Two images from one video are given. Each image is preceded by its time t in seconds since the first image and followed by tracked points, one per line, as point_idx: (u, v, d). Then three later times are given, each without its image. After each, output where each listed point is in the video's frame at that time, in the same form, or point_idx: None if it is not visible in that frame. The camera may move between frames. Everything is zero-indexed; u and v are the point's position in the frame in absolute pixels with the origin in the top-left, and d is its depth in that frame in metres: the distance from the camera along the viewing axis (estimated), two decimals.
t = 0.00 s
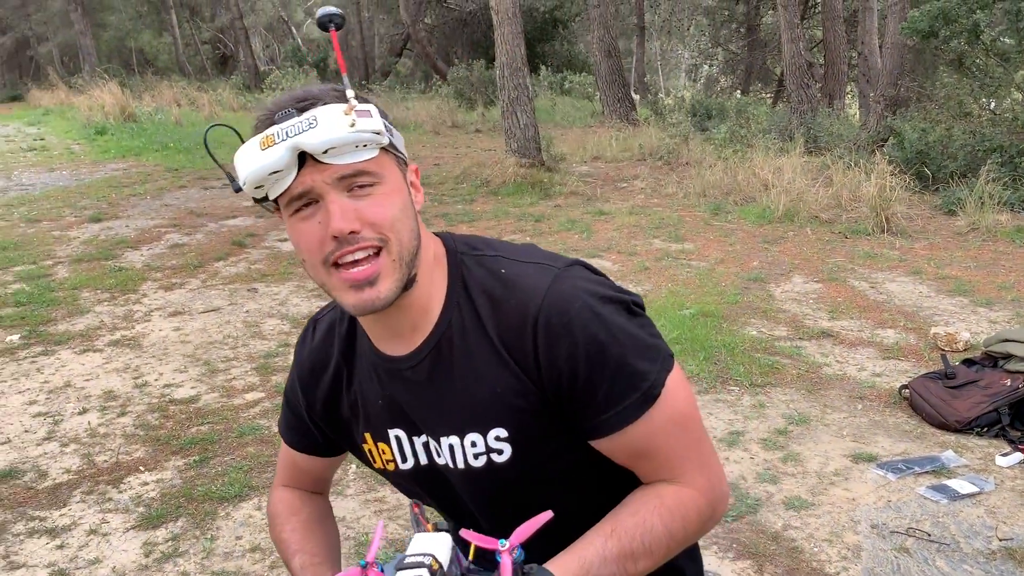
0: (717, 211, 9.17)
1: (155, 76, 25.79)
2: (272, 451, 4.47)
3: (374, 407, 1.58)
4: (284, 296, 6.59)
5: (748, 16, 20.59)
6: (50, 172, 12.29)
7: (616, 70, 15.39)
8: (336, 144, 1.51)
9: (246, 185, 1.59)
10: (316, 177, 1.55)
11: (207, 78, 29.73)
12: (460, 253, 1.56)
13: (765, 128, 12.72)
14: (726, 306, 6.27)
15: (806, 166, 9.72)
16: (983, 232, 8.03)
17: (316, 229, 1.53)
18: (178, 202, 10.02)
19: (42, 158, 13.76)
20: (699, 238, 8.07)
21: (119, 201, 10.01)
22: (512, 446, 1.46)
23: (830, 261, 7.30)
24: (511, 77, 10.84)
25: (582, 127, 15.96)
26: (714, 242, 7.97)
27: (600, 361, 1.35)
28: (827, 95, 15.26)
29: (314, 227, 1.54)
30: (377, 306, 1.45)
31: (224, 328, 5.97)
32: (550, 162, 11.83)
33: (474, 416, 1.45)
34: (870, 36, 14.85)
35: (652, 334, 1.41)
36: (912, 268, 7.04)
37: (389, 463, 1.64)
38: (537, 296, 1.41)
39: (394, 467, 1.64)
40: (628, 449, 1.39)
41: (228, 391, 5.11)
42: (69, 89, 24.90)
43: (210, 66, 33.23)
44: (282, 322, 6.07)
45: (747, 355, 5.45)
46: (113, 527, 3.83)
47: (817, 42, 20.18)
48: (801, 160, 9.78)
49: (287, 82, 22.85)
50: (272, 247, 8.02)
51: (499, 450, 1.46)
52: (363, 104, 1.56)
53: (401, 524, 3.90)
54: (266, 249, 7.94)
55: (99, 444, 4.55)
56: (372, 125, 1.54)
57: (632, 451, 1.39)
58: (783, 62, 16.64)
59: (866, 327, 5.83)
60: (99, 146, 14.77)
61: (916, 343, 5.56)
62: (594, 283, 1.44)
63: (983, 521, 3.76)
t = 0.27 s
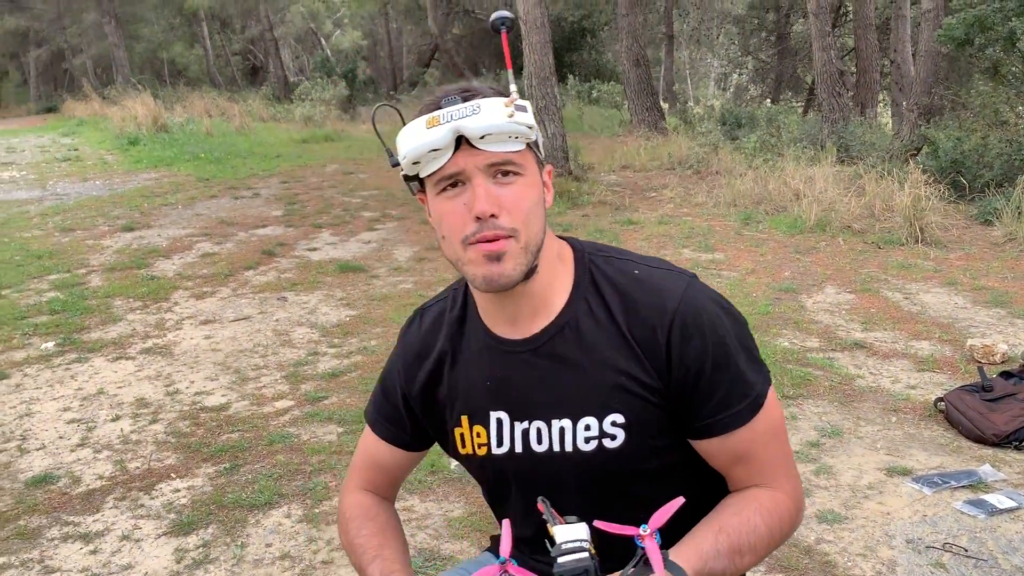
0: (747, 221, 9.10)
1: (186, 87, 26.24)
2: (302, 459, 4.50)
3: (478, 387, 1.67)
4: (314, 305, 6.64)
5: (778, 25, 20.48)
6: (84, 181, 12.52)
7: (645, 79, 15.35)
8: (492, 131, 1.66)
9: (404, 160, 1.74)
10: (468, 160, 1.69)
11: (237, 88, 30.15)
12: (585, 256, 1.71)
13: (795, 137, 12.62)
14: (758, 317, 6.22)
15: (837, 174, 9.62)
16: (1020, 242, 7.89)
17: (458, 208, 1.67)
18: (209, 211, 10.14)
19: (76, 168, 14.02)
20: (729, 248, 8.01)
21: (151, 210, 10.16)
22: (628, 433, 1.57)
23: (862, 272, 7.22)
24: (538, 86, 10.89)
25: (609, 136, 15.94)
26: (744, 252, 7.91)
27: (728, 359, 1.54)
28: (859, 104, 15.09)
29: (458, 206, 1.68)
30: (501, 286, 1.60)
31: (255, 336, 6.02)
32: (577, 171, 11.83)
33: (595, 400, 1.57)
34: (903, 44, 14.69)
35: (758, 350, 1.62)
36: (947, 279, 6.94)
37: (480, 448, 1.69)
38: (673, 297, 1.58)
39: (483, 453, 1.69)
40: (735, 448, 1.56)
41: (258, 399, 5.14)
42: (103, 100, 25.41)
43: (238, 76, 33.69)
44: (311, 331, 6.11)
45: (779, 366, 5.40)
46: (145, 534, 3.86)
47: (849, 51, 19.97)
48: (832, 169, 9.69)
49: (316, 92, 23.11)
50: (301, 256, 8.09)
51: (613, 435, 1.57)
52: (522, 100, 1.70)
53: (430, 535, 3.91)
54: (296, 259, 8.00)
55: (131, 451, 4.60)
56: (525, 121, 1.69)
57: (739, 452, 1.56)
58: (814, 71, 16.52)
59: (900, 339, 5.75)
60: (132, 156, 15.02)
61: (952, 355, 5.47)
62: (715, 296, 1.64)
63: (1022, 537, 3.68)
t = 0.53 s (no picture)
0: (761, 228, 9.07)
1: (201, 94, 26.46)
2: (314, 465, 4.50)
3: (558, 359, 1.87)
4: (327, 311, 6.66)
5: (792, 32, 20.46)
6: (100, 188, 12.64)
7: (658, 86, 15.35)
8: (614, 105, 1.87)
9: (525, 124, 1.95)
10: (587, 134, 1.90)
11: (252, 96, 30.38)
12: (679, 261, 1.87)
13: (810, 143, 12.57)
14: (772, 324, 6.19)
15: (852, 182, 9.57)
16: None
17: (572, 176, 1.88)
18: (224, 218, 10.21)
19: (93, 174, 14.16)
20: (743, 255, 7.98)
21: (167, 217, 10.25)
22: (702, 425, 1.71)
23: (877, 280, 7.17)
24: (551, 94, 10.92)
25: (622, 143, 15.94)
26: (758, 259, 7.88)
27: (812, 372, 1.68)
28: (874, 111, 15.02)
29: (571, 174, 1.89)
30: (602, 254, 1.81)
31: (269, 342, 6.04)
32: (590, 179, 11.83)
33: (675, 388, 1.73)
34: (918, 51, 14.62)
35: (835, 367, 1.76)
36: (963, 287, 6.88)
37: (547, 420, 1.86)
38: (766, 308, 1.72)
39: (548, 427, 1.86)
40: (811, 459, 1.72)
41: (272, 405, 5.16)
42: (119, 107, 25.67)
43: (252, 84, 33.96)
44: (325, 337, 6.14)
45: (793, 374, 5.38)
46: (158, 538, 3.88)
47: (864, 58, 19.89)
48: (847, 176, 9.64)
49: (330, 100, 23.27)
50: (315, 263, 8.13)
51: (685, 424, 1.72)
52: (644, 82, 1.91)
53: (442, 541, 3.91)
54: (309, 265, 8.04)
55: (145, 456, 4.62)
56: (644, 103, 1.89)
57: (815, 463, 1.72)
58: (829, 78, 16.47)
59: (915, 347, 5.71)
60: (148, 163, 15.16)
61: (968, 364, 5.43)
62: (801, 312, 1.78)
63: None
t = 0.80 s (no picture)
0: (757, 232, 9.09)
1: (198, 97, 26.47)
2: (309, 469, 4.49)
3: (576, 362, 1.89)
4: (323, 314, 6.66)
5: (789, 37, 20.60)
6: (96, 190, 12.63)
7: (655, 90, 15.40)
8: (655, 118, 1.83)
9: (565, 128, 1.95)
10: (626, 143, 1.88)
11: (249, 99, 30.41)
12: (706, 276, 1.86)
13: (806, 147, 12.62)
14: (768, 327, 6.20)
15: (847, 187, 9.61)
16: None
17: (606, 184, 1.89)
18: (220, 221, 10.20)
19: (90, 177, 14.14)
20: (738, 258, 8.00)
21: (164, 219, 10.24)
22: (714, 447, 1.72)
23: (873, 283, 7.19)
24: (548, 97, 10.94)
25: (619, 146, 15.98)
26: (754, 263, 7.89)
27: (824, 408, 1.66)
28: (870, 115, 15.08)
29: (606, 182, 1.89)
30: (631, 266, 1.82)
31: (265, 344, 6.03)
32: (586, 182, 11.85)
33: (690, 406, 1.74)
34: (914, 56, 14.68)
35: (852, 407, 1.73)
36: (958, 291, 6.90)
37: (559, 422, 1.89)
38: (789, 336, 1.70)
39: (560, 428, 1.88)
40: (811, 496, 1.70)
41: (267, 407, 5.15)
42: (116, 110, 25.66)
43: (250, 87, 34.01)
44: (321, 340, 6.13)
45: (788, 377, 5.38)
46: (153, 541, 3.86)
47: (859, 63, 19.99)
48: (843, 181, 9.68)
49: (328, 104, 23.31)
50: (312, 266, 8.13)
51: (697, 444, 1.72)
52: (690, 94, 1.87)
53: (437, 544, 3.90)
54: (306, 268, 8.03)
55: (140, 458, 4.61)
56: (688, 116, 1.85)
57: (814, 501, 1.70)
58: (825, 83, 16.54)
59: (911, 351, 5.71)
60: (145, 165, 15.15)
61: (963, 367, 5.43)
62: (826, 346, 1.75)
63: None
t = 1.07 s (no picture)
0: (745, 231, 9.12)
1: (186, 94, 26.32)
2: (296, 467, 4.48)
3: (569, 372, 1.87)
4: (311, 313, 6.63)
5: (777, 37, 20.68)
6: (83, 187, 12.53)
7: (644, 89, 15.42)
8: (691, 139, 1.86)
9: (594, 141, 1.87)
10: (654, 163, 1.87)
11: (238, 96, 30.25)
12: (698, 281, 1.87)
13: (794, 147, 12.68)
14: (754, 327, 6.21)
15: (835, 187, 9.66)
16: (1017, 255, 7.92)
17: (631, 203, 1.86)
18: (208, 218, 10.15)
19: (76, 174, 14.03)
20: (726, 258, 8.02)
21: (151, 217, 10.18)
22: (711, 453, 1.72)
23: (860, 283, 7.22)
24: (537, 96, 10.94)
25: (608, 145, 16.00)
26: (742, 262, 7.91)
27: (818, 412, 1.67)
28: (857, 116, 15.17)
29: (632, 201, 1.86)
30: (653, 287, 1.81)
31: (252, 343, 6.01)
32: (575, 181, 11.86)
33: (687, 413, 1.74)
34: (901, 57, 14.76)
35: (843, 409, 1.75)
36: (944, 291, 6.94)
37: (552, 433, 1.87)
38: (783, 340, 1.70)
39: (555, 438, 1.87)
40: (804, 499, 1.71)
41: (254, 406, 5.13)
42: (103, 106, 25.46)
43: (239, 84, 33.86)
44: (308, 338, 6.11)
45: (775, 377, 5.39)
46: (138, 540, 3.84)
47: (846, 63, 20.11)
48: (830, 181, 9.72)
49: (317, 102, 23.24)
50: (300, 264, 8.10)
51: (694, 451, 1.72)
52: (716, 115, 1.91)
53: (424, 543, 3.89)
54: (293, 266, 8.00)
55: (125, 457, 4.58)
56: (714, 136, 1.90)
57: (807, 504, 1.71)
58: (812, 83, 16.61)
59: (896, 351, 5.75)
60: (132, 162, 15.05)
61: (948, 367, 5.47)
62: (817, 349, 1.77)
63: (1018, 550, 3.66)
